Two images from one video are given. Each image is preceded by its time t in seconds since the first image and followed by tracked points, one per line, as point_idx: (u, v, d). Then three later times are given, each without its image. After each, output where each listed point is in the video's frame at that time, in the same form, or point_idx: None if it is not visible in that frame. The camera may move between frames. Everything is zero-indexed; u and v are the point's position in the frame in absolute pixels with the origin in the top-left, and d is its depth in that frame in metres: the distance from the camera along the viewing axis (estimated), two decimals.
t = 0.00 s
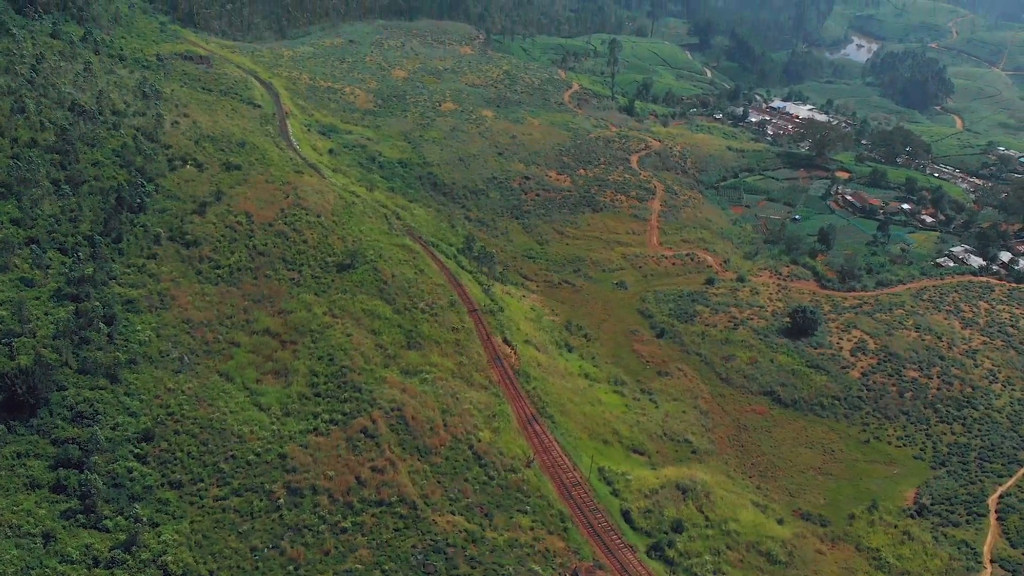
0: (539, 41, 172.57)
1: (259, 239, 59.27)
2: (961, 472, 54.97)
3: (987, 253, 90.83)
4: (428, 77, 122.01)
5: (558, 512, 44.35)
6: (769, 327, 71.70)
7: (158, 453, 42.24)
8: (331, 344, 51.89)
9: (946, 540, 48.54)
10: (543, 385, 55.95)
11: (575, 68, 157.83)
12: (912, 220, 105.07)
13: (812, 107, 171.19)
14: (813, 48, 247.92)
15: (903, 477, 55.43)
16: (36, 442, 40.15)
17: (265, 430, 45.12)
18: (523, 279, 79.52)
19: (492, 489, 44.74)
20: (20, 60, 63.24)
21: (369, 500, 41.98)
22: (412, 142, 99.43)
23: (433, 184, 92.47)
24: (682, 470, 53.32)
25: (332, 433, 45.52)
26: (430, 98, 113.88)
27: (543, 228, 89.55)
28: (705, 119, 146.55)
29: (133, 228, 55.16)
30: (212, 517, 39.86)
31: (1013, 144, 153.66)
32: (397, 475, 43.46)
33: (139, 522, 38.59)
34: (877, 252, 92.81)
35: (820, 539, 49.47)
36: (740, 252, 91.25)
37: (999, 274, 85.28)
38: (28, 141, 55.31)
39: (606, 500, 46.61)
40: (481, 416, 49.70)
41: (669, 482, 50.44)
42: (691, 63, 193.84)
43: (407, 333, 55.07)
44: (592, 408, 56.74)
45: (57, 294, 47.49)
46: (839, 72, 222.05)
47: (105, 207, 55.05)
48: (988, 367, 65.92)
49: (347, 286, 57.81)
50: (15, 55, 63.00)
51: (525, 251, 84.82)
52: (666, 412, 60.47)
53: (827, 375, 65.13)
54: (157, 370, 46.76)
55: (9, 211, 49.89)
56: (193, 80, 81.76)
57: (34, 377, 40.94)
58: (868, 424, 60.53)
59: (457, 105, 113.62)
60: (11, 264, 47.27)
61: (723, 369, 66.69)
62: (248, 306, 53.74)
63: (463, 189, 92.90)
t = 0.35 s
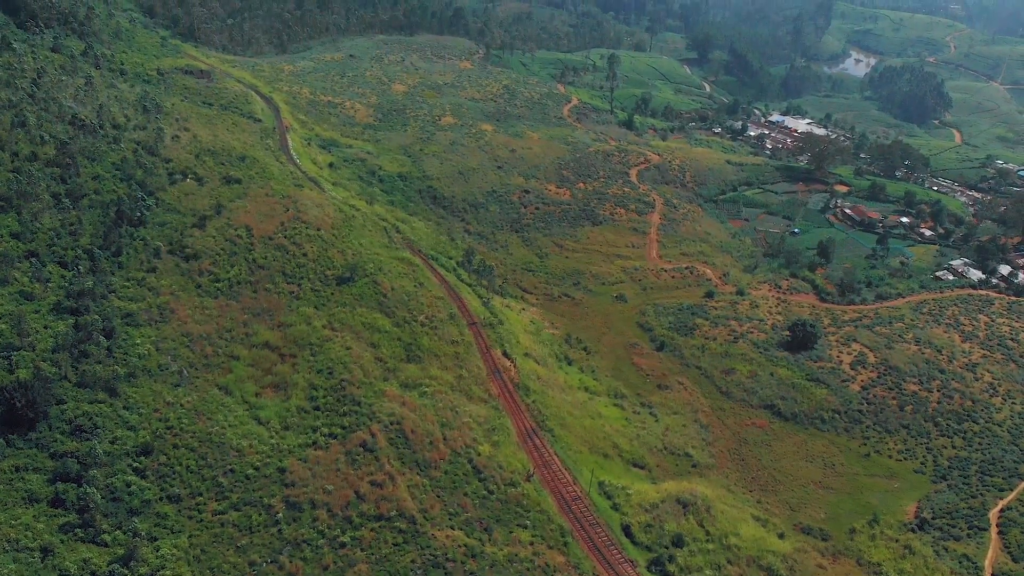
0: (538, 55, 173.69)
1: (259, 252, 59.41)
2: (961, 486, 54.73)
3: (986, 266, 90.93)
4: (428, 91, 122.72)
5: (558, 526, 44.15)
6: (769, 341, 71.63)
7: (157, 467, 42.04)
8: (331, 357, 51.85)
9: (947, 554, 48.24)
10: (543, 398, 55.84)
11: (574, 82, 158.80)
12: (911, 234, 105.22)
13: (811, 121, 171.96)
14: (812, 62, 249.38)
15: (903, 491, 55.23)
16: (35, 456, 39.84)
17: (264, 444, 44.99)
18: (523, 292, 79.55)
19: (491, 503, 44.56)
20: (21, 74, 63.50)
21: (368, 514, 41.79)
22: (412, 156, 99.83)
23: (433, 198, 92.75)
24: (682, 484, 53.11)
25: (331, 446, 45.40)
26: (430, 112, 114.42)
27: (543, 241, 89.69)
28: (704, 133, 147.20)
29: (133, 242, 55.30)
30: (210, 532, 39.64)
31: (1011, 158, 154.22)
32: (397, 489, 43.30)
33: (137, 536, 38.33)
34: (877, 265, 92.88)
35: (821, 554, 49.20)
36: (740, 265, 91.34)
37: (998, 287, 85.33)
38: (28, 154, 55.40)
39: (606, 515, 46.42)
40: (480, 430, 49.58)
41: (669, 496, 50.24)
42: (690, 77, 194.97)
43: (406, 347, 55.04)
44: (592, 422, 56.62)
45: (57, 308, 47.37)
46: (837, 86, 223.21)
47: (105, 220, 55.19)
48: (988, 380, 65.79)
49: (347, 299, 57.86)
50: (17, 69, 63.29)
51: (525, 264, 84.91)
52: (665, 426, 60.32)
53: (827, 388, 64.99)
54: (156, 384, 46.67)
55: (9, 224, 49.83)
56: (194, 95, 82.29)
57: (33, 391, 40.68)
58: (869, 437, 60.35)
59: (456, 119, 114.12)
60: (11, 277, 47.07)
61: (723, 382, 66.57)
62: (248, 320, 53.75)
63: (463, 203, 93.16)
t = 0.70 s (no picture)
0: (538, 70, 174.67)
1: (258, 266, 59.51)
2: (962, 499, 54.48)
3: (986, 279, 91.00)
4: (428, 105, 123.36)
5: (558, 541, 43.93)
6: (769, 354, 71.57)
7: (155, 481, 41.86)
8: (330, 371, 51.80)
9: (948, 568, 47.94)
10: (543, 411, 55.73)
11: (574, 97, 159.63)
12: (910, 248, 105.36)
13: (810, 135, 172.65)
14: (810, 76, 250.74)
15: (903, 505, 54.99)
16: (33, 469, 39.63)
17: (262, 458, 44.84)
18: (523, 305, 79.59)
19: (491, 517, 44.38)
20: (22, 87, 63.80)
21: (367, 529, 41.59)
22: (412, 169, 100.18)
23: (433, 211, 93.04)
24: (683, 498, 52.90)
25: (330, 460, 45.26)
26: (430, 126, 114.94)
27: (542, 254, 89.83)
28: (704, 147, 147.77)
29: (132, 256, 55.41)
30: (209, 546, 39.40)
31: (1010, 171, 154.77)
32: (396, 504, 43.13)
33: (135, 551, 38.08)
34: (876, 279, 92.99)
35: (821, 568, 48.98)
36: (739, 279, 91.43)
37: (998, 300, 85.39)
38: (29, 168, 55.56)
39: (606, 529, 46.20)
40: (480, 444, 49.47)
41: (670, 511, 50.03)
42: (689, 91, 195.94)
43: (405, 361, 54.99)
44: (591, 435, 56.49)
45: (56, 321, 47.37)
46: (836, 100, 224.28)
47: (105, 234, 55.31)
48: (988, 394, 65.65)
49: (346, 312, 57.91)
50: (18, 83, 63.60)
51: (525, 278, 85.00)
52: (665, 439, 60.16)
53: (827, 402, 64.85)
54: (155, 398, 46.59)
55: (9, 237, 49.91)
56: (194, 109, 82.75)
57: (31, 405, 40.56)
58: (869, 451, 60.16)
59: (456, 133, 114.59)
60: (11, 290, 47.10)
61: (723, 396, 66.45)
62: (247, 333, 53.77)
63: (463, 216, 93.42)
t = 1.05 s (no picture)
0: (538, 84, 175.68)
1: (258, 279, 59.60)
2: (963, 513, 54.28)
3: (986, 292, 91.05)
4: (428, 119, 124.00)
5: (558, 556, 43.71)
6: (769, 368, 71.50)
7: (154, 495, 41.66)
8: (329, 384, 51.75)
9: None
10: (542, 425, 55.62)
11: (573, 111, 160.48)
12: (909, 261, 105.57)
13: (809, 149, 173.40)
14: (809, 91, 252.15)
15: (904, 519, 54.75)
16: (31, 484, 39.42)
17: (261, 472, 44.68)
18: (523, 318, 79.62)
19: (491, 532, 44.17)
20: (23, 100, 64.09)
21: (366, 543, 41.38)
22: (412, 183, 100.56)
23: (432, 224, 93.28)
24: (683, 513, 52.69)
25: (328, 475, 45.11)
26: (430, 140, 115.41)
27: (542, 267, 89.98)
28: (702, 161, 148.37)
29: (132, 269, 55.52)
30: (207, 561, 39.15)
31: (1008, 185, 155.29)
32: (395, 518, 42.96)
33: (133, 566, 37.80)
34: (876, 292, 93.08)
35: None
36: (739, 292, 91.53)
37: (997, 314, 85.45)
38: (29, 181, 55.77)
39: (607, 544, 45.98)
40: (479, 458, 49.33)
41: (670, 525, 49.82)
42: (687, 106, 197.02)
43: (405, 374, 54.96)
44: (592, 449, 56.34)
45: (56, 335, 47.36)
46: (835, 114, 225.47)
47: (105, 247, 55.45)
48: (989, 407, 65.54)
49: (346, 326, 57.95)
50: (19, 96, 63.90)
51: (524, 291, 85.07)
52: (666, 453, 59.99)
53: (827, 416, 64.71)
54: (154, 411, 46.49)
55: (9, 251, 50.01)
56: (194, 123, 83.13)
57: (30, 418, 40.48)
58: (869, 465, 59.98)
59: (456, 146, 115.03)
60: (10, 304, 47.14)
61: (723, 409, 66.34)
62: (246, 347, 53.76)
63: (463, 229, 93.65)
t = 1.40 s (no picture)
0: (537, 98, 176.62)
1: (258, 292, 59.63)
2: (964, 527, 54.07)
3: (986, 306, 91.05)
4: (428, 133, 124.57)
5: (558, 570, 43.47)
6: (769, 381, 71.33)
7: (152, 509, 41.45)
8: (328, 398, 51.64)
9: None
10: (542, 438, 55.47)
11: (573, 124, 161.24)
12: (909, 274, 105.70)
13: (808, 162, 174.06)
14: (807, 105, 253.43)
15: (905, 533, 54.50)
16: (29, 498, 39.25)
17: (260, 486, 44.50)
18: (522, 331, 79.61)
19: (490, 546, 43.95)
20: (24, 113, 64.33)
21: (365, 558, 41.18)
22: (412, 197, 100.82)
23: (432, 237, 93.47)
24: (684, 527, 52.45)
25: (327, 489, 44.93)
26: (430, 153, 115.83)
27: (542, 280, 90.08)
28: (702, 174, 148.84)
29: (132, 282, 55.61)
30: None
31: (1007, 198, 155.70)
32: (394, 532, 42.78)
33: None
34: (876, 305, 93.13)
35: None
36: (738, 305, 91.58)
37: (997, 327, 85.46)
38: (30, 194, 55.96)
39: (607, 558, 45.76)
40: (479, 471, 49.17)
41: (671, 540, 49.61)
42: (686, 119, 197.92)
43: (404, 388, 54.89)
44: (591, 463, 56.15)
45: (55, 348, 47.35)
46: (833, 128, 226.54)
47: (105, 261, 55.56)
48: (989, 421, 65.39)
49: (345, 339, 57.93)
50: (20, 109, 64.12)
51: (523, 304, 85.09)
52: (666, 467, 59.77)
53: (828, 429, 64.51)
54: (153, 425, 46.37)
55: (9, 264, 50.08)
56: (194, 137, 83.49)
57: (30, 432, 40.40)
58: (870, 479, 59.77)
59: (456, 160, 115.35)
60: (10, 317, 47.15)
61: (724, 423, 66.16)
62: (246, 360, 53.72)
63: (463, 242, 93.82)
